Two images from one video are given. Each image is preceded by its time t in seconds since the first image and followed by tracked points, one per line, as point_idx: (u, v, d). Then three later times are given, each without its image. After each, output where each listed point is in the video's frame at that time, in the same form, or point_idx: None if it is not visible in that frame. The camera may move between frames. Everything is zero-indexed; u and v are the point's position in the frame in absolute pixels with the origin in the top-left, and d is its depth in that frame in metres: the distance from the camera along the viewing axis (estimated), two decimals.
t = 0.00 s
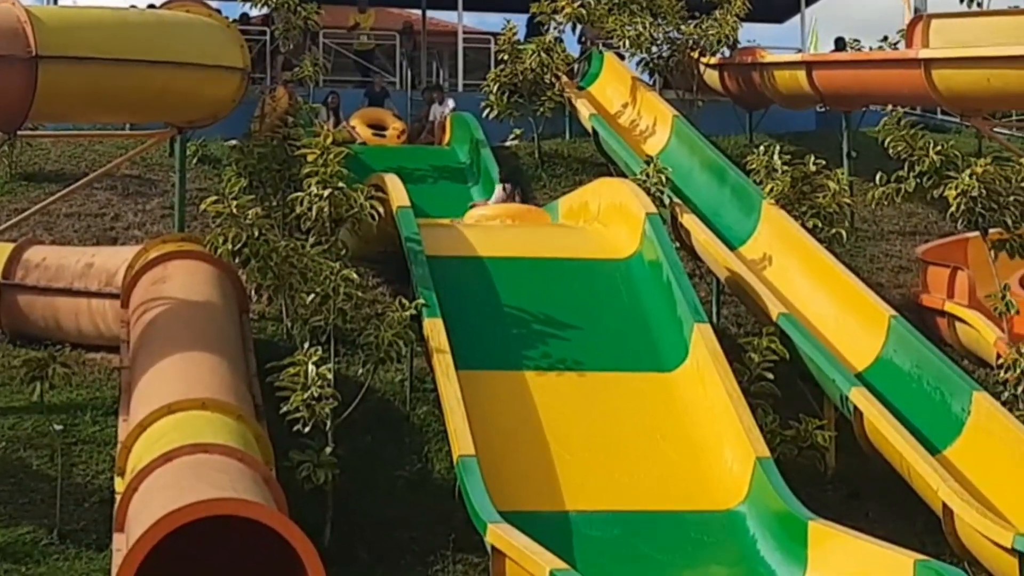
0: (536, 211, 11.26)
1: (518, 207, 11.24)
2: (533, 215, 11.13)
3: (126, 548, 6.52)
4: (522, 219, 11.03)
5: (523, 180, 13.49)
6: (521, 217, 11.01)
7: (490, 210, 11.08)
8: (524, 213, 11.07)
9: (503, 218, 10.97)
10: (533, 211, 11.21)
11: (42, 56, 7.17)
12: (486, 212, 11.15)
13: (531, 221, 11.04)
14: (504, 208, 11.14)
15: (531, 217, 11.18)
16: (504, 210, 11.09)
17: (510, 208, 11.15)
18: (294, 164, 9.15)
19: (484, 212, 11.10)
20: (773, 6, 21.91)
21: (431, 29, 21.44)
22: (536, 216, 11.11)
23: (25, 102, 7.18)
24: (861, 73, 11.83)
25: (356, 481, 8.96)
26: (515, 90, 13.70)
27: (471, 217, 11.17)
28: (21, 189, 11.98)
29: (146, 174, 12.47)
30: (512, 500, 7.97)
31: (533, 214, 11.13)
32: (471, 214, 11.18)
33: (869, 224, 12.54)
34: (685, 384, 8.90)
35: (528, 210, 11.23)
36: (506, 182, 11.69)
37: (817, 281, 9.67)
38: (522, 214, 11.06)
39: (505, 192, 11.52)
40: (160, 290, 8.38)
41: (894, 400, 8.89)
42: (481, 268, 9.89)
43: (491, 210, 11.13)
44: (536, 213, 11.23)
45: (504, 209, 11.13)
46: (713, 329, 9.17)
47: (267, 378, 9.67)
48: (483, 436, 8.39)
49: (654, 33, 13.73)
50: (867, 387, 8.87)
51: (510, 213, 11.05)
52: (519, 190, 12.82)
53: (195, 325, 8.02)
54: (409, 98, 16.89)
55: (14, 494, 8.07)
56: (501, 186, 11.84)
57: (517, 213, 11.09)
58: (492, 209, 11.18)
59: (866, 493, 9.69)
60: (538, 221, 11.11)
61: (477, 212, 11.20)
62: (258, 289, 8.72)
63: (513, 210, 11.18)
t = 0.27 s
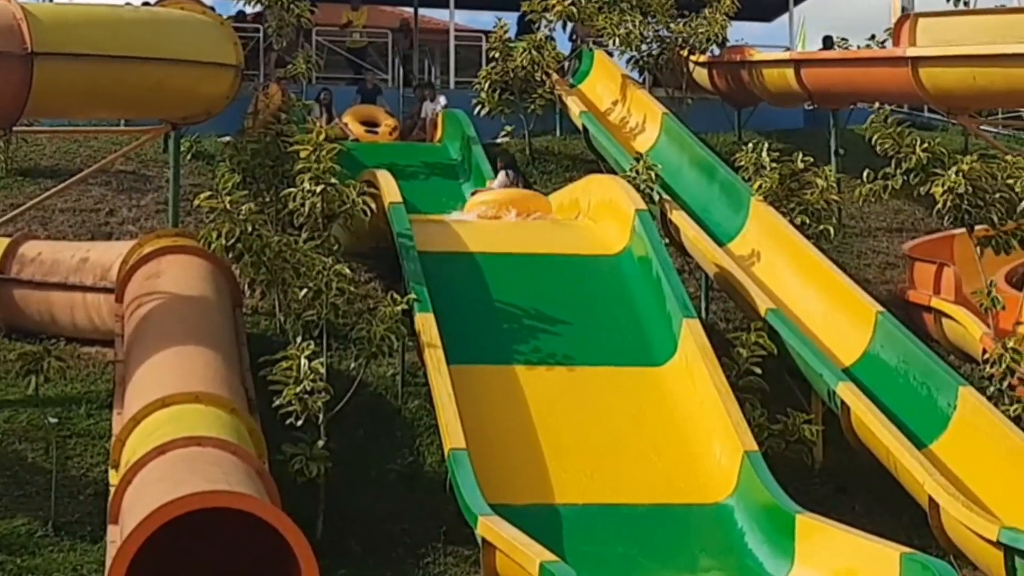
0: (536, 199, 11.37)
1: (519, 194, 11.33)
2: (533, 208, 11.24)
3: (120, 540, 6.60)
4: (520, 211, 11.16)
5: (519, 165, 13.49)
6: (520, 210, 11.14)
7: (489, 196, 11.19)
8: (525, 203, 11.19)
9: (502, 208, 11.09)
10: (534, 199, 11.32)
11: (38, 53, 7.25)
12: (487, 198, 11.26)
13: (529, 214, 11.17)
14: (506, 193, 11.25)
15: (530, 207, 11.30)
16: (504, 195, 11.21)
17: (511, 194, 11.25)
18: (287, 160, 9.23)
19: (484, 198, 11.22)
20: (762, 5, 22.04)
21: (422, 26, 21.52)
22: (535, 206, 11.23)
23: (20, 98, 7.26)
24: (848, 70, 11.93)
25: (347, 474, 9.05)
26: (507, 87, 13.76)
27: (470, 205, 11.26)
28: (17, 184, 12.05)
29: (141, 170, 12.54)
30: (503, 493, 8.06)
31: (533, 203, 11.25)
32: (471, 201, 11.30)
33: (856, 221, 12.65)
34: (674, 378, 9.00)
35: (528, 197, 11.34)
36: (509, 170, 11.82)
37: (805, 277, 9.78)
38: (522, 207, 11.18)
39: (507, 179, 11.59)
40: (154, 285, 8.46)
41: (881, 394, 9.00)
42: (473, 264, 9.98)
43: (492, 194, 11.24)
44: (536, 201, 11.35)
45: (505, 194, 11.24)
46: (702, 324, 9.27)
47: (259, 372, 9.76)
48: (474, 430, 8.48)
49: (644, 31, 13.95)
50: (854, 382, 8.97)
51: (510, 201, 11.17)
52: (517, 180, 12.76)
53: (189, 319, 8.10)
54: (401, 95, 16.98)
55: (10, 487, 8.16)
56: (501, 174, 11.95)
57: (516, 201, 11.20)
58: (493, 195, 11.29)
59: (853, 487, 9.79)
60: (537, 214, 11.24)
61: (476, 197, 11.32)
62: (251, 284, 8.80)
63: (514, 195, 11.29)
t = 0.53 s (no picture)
0: (538, 191, 11.20)
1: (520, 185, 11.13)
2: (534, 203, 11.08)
3: (113, 530, 6.69)
4: (519, 204, 11.03)
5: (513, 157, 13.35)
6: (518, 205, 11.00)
7: (490, 188, 11.04)
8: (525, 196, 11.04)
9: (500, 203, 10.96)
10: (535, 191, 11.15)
11: (32, 48, 7.30)
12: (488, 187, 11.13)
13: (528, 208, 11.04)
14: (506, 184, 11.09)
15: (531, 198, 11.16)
16: (506, 187, 11.04)
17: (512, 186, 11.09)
18: (279, 155, 9.33)
19: (484, 189, 11.08)
20: (750, 3, 22.15)
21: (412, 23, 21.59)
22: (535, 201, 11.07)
23: (15, 93, 7.31)
24: (833, 67, 12.05)
25: (337, 465, 9.15)
26: (496, 84, 13.70)
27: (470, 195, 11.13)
28: (10, 178, 12.12)
29: (134, 164, 12.62)
30: (492, 484, 8.17)
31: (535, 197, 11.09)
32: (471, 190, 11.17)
33: (842, 217, 12.76)
34: (661, 372, 9.11)
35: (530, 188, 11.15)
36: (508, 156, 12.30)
37: (791, 273, 9.90)
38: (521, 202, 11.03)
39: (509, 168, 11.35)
40: (147, 278, 8.55)
41: (866, 387, 9.11)
42: (462, 258, 10.08)
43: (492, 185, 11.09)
44: (537, 192, 11.19)
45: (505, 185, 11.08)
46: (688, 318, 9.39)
47: (251, 364, 9.85)
48: (463, 422, 8.58)
49: (632, 28, 13.89)
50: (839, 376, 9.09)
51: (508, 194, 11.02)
52: (515, 168, 12.91)
53: (181, 312, 8.19)
54: (391, 92, 17.06)
55: (4, 477, 8.28)
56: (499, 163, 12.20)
57: (517, 194, 11.04)
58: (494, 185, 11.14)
59: (837, 479, 9.91)
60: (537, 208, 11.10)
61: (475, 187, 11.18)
62: (243, 278, 8.89)
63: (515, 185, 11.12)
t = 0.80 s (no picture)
0: (539, 194, 10.90)
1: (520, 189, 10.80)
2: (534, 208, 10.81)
3: (105, 520, 6.79)
4: (521, 208, 10.77)
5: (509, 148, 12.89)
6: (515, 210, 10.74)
7: (490, 194, 10.76)
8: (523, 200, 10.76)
9: (496, 207, 10.74)
10: (535, 195, 10.84)
11: (26, 43, 7.35)
12: (488, 187, 10.87)
13: (529, 211, 10.79)
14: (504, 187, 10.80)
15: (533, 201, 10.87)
16: (505, 191, 10.76)
17: (510, 189, 10.78)
18: (271, 149, 9.42)
19: (483, 190, 10.82)
20: None
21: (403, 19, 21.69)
22: (533, 206, 10.80)
23: (8, 87, 7.37)
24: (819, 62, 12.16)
25: (328, 455, 9.26)
26: (485, 79, 13.73)
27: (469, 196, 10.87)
28: (5, 171, 12.19)
29: (127, 158, 12.70)
30: (481, 475, 8.27)
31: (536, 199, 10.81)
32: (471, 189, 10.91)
33: (828, 211, 12.88)
34: (649, 364, 9.22)
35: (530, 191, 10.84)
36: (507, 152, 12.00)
37: (778, 266, 10.02)
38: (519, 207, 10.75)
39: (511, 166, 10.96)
40: (140, 271, 8.63)
41: (851, 380, 9.23)
42: (452, 251, 10.17)
43: (491, 186, 10.82)
44: (538, 192, 10.90)
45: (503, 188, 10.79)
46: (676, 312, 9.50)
47: (242, 356, 9.94)
48: (452, 414, 8.68)
49: (620, 24, 14.19)
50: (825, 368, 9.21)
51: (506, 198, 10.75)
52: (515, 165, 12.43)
53: (174, 304, 8.28)
54: (382, 87, 17.15)
55: None
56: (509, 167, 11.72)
57: (516, 198, 10.75)
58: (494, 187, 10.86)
59: (822, 471, 10.03)
60: (537, 211, 10.83)
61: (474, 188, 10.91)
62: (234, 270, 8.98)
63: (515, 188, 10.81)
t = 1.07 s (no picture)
0: (542, 205, 10.55)
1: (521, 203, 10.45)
2: (536, 221, 10.50)
3: (101, 511, 6.87)
4: (523, 222, 10.46)
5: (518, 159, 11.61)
6: (515, 225, 10.46)
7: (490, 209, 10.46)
8: (523, 215, 10.44)
9: (496, 221, 10.46)
10: (536, 208, 10.49)
11: (24, 38, 7.45)
12: (489, 199, 10.55)
13: (532, 224, 10.48)
14: (504, 200, 10.47)
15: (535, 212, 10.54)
16: (505, 205, 10.44)
17: (510, 204, 10.44)
18: (265, 144, 9.51)
19: (484, 202, 10.51)
20: None
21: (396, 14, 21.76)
22: (534, 220, 10.48)
23: (6, 82, 7.45)
24: (807, 58, 12.26)
25: (321, 447, 9.36)
26: (477, 74, 13.80)
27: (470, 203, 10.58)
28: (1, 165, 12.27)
29: (122, 152, 12.78)
30: (473, 467, 8.37)
31: (538, 213, 10.48)
32: (472, 195, 10.60)
33: (816, 206, 12.98)
34: (639, 357, 9.32)
35: (531, 204, 10.49)
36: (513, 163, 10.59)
37: (768, 261, 10.13)
38: (520, 222, 10.45)
39: (513, 177, 10.54)
40: (135, 264, 8.72)
41: (839, 373, 9.34)
42: (443, 245, 10.27)
43: (492, 199, 10.50)
44: (541, 204, 10.55)
45: (503, 202, 10.46)
46: (666, 305, 9.61)
47: (237, 348, 10.04)
48: (444, 406, 8.77)
49: (611, 20, 14.23)
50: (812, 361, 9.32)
51: (506, 213, 10.45)
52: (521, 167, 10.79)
53: (169, 297, 8.36)
54: (375, 82, 17.23)
55: None
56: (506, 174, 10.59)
57: (517, 213, 10.44)
58: (495, 197, 10.53)
59: (810, 462, 10.14)
60: (540, 223, 10.52)
61: (475, 197, 10.58)
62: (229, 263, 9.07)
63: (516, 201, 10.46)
